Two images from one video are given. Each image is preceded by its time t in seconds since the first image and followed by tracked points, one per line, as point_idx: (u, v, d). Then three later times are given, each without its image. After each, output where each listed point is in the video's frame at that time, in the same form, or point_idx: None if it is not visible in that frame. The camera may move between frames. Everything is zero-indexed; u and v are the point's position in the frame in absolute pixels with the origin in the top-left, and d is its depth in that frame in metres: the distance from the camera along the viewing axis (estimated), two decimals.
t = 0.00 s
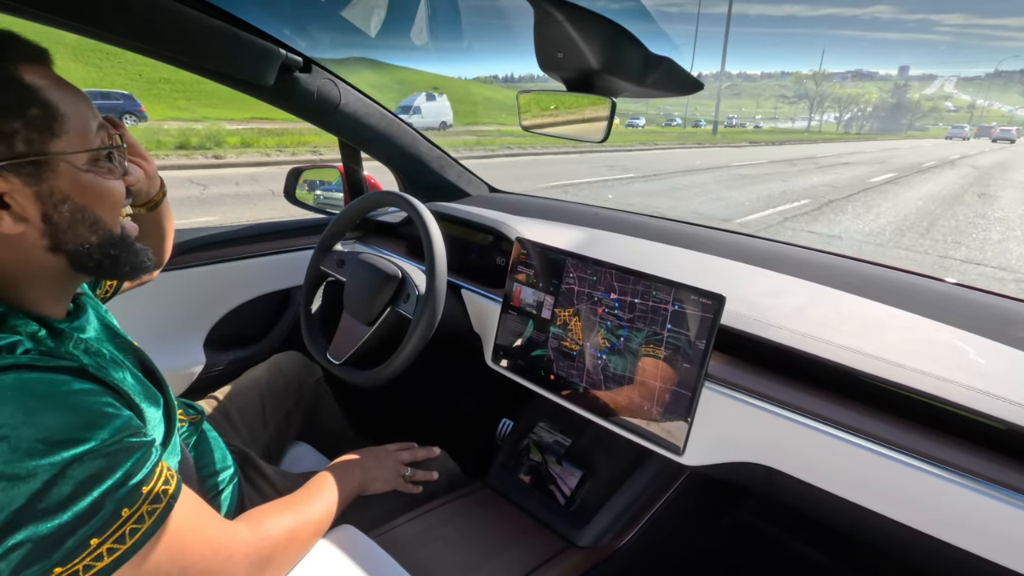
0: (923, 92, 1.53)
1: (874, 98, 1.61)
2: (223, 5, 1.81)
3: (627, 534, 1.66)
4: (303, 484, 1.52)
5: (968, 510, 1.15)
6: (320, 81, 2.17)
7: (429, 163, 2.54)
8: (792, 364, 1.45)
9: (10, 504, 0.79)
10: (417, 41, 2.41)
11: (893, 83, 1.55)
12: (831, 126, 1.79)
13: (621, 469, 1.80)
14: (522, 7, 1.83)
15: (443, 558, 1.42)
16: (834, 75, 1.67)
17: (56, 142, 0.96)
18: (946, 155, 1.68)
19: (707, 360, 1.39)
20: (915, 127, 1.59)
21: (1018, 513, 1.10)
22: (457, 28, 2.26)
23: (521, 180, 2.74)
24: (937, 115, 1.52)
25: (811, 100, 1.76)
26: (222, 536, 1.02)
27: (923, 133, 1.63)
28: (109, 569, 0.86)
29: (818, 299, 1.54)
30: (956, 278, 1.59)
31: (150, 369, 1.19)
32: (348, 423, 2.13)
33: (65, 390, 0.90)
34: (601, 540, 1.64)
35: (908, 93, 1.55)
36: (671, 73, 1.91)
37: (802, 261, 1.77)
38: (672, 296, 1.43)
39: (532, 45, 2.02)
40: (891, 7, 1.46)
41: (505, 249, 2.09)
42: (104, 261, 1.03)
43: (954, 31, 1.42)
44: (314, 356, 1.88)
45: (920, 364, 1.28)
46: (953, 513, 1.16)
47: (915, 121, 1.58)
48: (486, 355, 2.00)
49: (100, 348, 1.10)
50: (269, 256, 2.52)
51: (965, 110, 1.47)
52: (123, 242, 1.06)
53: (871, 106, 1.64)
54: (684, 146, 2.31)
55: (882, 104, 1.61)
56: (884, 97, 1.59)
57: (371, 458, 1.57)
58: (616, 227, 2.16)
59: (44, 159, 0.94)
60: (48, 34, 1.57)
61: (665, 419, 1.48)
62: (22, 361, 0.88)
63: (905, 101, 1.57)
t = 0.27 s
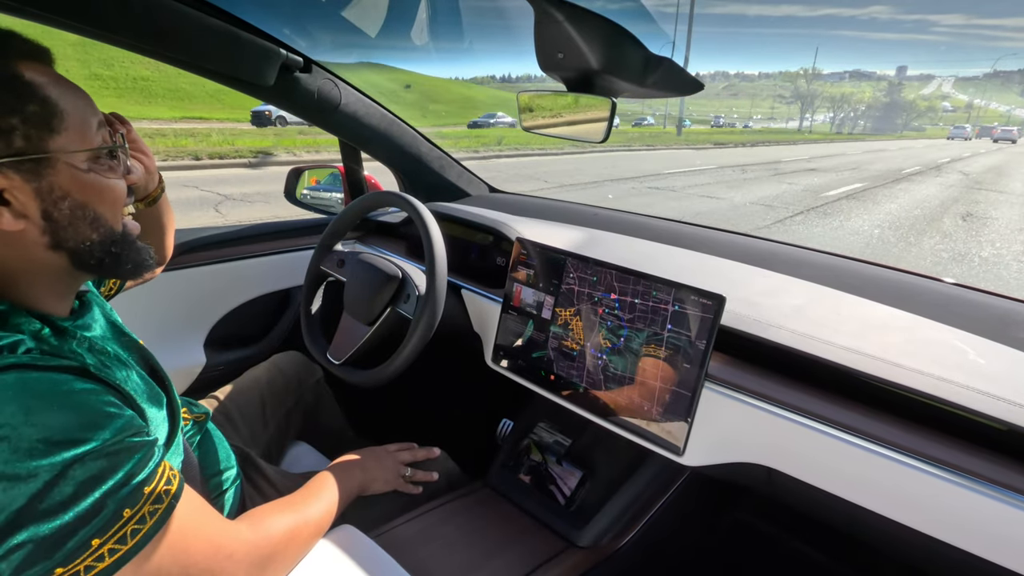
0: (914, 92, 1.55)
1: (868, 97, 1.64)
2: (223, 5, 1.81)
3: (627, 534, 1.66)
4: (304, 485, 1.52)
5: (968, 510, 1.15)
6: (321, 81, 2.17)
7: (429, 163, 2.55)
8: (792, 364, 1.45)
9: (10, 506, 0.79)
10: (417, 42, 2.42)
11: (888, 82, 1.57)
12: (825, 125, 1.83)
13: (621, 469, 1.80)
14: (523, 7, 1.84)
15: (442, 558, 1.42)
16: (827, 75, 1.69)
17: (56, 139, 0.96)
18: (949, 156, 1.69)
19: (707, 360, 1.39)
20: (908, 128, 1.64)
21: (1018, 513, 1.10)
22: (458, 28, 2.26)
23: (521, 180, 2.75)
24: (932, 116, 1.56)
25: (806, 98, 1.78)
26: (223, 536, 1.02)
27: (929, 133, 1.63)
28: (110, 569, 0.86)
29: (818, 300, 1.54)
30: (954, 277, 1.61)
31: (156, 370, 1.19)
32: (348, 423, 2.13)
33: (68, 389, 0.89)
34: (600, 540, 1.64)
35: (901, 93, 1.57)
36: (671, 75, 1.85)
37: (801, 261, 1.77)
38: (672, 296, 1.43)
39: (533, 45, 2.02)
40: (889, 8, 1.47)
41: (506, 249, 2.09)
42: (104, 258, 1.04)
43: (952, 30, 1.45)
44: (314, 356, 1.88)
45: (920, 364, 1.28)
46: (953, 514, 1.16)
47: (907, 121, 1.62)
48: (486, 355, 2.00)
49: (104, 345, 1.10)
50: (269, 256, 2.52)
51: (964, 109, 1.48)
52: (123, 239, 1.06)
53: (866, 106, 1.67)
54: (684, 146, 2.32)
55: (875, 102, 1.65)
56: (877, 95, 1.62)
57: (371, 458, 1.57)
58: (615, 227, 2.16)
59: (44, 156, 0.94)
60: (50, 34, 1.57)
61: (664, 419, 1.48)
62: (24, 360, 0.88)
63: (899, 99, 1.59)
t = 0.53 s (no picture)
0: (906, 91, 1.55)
1: (860, 97, 1.63)
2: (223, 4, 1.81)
3: (627, 534, 1.66)
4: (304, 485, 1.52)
5: (968, 510, 1.15)
6: (321, 81, 2.16)
7: (431, 162, 2.54)
8: (792, 365, 1.45)
9: (11, 508, 0.79)
10: (417, 42, 2.41)
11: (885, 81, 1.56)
12: (818, 125, 1.81)
13: (622, 470, 1.80)
14: (523, 7, 1.84)
15: (443, 558, 1.42)
16: (825, 76, 1.71)
17: (42, 143, 0.94)
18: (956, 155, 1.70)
19: (708, 360, 1.39)
20: (901, 129, 1.63)
21: (1020, 514, 1.09)
22: (459, 29, 2.27)
23: (522, 180, 2.75)
24: (926, 116, 1.56)
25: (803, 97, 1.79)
26: (224, 534, 1.02)
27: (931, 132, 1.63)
28: (112, 570, 0.86)
29: (819, 300, 1.54)
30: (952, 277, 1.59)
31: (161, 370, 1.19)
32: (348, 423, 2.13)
33: (68, 391, 0.89)
34: (601, 540, 1.64)
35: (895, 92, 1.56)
36: (671, 72, 1.86)
37: (802, 261, 1.77)
38: (673, 296, 1.43)
39: (533, 45, 2.02)
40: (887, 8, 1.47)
41: (506, 249, 2.09)
42: (99, 262, 1.04)
43: (951, 29, 1.46)
44: (315, 356, 1.88)
45: (921, 364, 1.27)
46: (955, 514, 1.16)
47: (901, 120, 1.60)
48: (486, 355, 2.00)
49: (106, 344, 1.10)
50: (269, 256, 2.52)
51: (960, 109, 1.48)
52: (119, 242, 1.06)
53: (859, 108, 1.66)
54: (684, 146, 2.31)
55: (869, 102, 1.63)
56: (874, 97, 1.61)
57: (371, 458, 1.57)
58: (616, 227, 2.15)
59: (31, 161, 0.93)
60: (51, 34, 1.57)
61: (665, 419, 1.48)
62: (23, 362, 0.87)
63: (892, 98, 1.59)
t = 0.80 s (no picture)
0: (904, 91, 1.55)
1: (853, 95, 1.67)
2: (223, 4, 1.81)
3: (627, 535, 1.66)
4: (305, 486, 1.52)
5: (969, 510, 1.14)
6: (322, 81, 2.16)
7: (431, 163, 2.54)
8: (793, 365, 1.45)
9: (5, 518, 0.78)
10: (418, 42, 2.41)
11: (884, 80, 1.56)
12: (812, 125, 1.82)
13: (622, 470, 1.80)
14: (524, 7, 1.84)
15: (444, 558, 1.42)
16: (820, 75, 1.72)
17: (10, 155, 0.93)
18: (954, 156, 1.70)
19: (708, 361, 1.39)
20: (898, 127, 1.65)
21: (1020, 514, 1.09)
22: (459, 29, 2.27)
23: (522, 181, 2.75)
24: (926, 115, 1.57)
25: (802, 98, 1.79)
26: (223, 534, 1.02)
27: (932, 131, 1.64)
28: None
29: (819, 300, 1.54)
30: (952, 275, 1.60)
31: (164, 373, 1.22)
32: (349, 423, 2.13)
33: (61, 398, 0.90)
34: (601, 540, 1.64)
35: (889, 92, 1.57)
36: (672, 72, 1.88)
37: (803, 262, 1.76)
38: (674, 296, 1.43)
39: (534, 45, 2.03)
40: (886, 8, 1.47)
41: (506, 249, 2.09)
42: (80, 279, 1.04)
43: (948, 29, 1.45)
44: (315, 357, 1.88)
45: (922, 364, 1.27)
46: (956, 514, 1.16)
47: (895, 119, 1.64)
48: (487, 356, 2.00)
49: (115, 347, 1.15)
50: (270, 257, 2.52)
51: (958, 109, 1.50)
52: (101, 259, 1.06)
53: (855, 106, 1.68)
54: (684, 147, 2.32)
55: (859, 101, 1.67)
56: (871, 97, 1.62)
57: (372, 458, 1.57)
58: (616, 227, 2.15)
59: None
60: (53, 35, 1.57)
61: (666, 419, 1.48)
62: (13, 371, 0.88)
63: (886, 96, 1.60)
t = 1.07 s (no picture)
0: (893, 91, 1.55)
1: (852, 95, 1.65)
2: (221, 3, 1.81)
3: (627, 534, 1.66)
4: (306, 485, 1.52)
5: (968, 510, 1.14)
6: (321, 80, 2.16)
7: (431, 162, 2.54)
8: (793, 364, 1.45)
9: None
10: (418, 42, 2.41)
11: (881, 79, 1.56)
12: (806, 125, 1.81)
13: (622, 469, 1.80)
14: (524, 7, 1.83)
15: (444, 558, 1.42)
16: (813, 75, 1.71)
17: (34, 146, 0.95)
18: (952, 155, 1.68)
19: (708, 360, 1.39)
20: (891, 128, 1.61)
21: (1020, 514, 1.09)
22: (459, 30, 2.28)
23: (522, 180, 2.75)
24: (913, 115, 1.54)
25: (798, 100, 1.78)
26: (223, 540, 1.01)
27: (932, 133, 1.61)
28: None
29: (819, 300, 1.54)
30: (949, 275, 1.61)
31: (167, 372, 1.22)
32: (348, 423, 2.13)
33: (55, 413, 0.89)
34: (601, 540, 1.64)
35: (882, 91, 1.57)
36: (671, 73, 1.90)
37: (802, 261, 1.77)
38: (673, 296, 1.43)
39: (534, 45, 2.02)
40: (884, 9, 1.47)
41: (507, 248, 2.09)
42: (107, 268, 1.07)
43: (945, 29, 1.45)
44: (315, 355, 1.89)
45: (921, 364, 1.27)
46: (956, 514, 1.16)
47: (894, 120, 1.59)
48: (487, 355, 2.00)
49: (128, 354, 1.13)
50: (270, 256, 2.52)
51: (955, 108, 1.47)
52: (127, 245, 1.10)
53: (851, 108, 1.66)
54: (684, 147, 2.32)
55: (853, 100, 1.65)
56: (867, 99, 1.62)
57: (373, 456, 1.56)
58: (616, 227, 2.15)
59: (21, 168, 0.93)
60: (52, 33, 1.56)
61: (666, 419, 1.48)
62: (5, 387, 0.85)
63: (877, 94, 1.59)
